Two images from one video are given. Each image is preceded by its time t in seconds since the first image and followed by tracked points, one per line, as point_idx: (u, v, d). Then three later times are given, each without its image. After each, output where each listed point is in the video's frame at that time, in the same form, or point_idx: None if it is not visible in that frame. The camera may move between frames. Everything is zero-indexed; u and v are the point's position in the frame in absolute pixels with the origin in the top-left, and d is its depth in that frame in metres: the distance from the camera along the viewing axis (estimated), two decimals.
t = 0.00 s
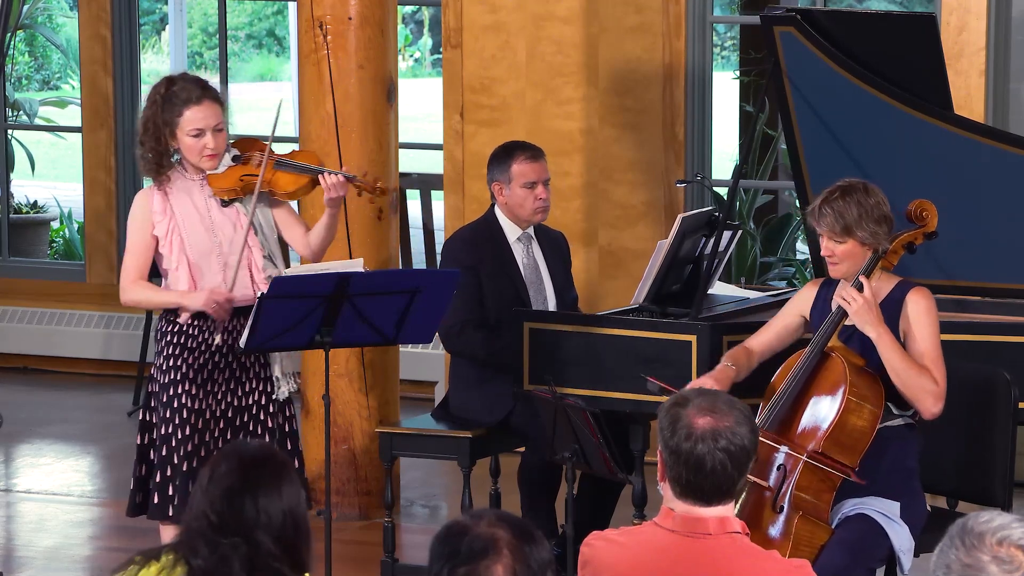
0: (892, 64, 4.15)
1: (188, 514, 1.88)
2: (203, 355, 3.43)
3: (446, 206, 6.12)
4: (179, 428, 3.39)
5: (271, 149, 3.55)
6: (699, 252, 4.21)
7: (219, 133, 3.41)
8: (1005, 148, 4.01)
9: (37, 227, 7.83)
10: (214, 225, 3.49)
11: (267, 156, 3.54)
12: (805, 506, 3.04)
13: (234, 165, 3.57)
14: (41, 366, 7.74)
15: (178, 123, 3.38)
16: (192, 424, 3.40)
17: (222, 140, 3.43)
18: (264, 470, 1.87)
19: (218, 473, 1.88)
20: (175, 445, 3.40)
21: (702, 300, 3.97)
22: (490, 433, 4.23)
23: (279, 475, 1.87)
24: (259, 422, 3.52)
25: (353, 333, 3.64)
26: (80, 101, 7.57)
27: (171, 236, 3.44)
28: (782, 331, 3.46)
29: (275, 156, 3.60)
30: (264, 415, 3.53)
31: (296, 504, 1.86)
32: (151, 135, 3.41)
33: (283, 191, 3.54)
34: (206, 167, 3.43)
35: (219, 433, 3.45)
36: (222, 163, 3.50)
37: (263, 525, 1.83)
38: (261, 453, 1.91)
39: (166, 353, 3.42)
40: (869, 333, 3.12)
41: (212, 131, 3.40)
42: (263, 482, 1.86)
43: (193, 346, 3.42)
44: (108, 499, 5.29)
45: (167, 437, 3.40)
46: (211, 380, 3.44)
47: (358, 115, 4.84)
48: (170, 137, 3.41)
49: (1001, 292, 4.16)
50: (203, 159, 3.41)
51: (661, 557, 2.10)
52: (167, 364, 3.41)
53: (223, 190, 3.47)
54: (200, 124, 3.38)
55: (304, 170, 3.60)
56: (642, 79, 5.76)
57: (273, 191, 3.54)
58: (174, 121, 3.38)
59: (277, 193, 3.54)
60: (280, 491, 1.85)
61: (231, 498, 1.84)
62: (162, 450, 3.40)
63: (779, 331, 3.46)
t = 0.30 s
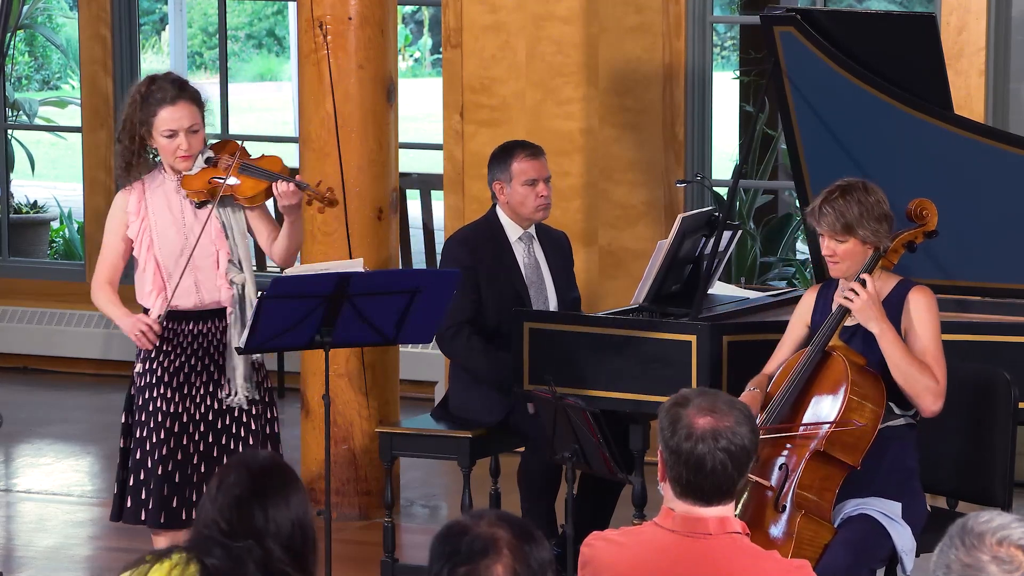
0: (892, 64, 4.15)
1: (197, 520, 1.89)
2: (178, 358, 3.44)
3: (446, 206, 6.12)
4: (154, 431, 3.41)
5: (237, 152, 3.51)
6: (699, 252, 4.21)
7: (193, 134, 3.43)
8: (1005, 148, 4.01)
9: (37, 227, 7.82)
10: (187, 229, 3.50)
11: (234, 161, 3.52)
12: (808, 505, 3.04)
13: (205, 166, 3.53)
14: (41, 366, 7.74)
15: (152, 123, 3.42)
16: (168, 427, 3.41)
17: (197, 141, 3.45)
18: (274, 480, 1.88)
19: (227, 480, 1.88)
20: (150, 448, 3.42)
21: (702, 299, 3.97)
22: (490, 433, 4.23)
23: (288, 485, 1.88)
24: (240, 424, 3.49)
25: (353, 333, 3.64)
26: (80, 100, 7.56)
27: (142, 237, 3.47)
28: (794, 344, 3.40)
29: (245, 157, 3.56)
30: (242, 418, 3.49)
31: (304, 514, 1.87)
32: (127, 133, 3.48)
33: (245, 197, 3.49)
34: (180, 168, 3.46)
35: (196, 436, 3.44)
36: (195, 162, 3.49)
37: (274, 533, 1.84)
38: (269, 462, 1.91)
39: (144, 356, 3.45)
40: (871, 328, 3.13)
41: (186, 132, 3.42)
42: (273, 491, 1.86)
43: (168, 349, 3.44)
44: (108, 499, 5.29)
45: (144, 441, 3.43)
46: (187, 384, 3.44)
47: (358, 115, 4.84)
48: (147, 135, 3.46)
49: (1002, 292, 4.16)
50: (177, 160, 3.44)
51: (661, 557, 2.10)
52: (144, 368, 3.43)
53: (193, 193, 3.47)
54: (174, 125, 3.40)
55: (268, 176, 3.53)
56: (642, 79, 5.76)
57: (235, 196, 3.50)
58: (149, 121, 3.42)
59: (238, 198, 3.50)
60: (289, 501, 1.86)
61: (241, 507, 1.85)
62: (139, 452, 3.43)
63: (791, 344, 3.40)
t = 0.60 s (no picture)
0: (892, 64, 4.15)
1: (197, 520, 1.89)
2: (170, 359, 3.43)
3: (446, 206, 6.12)
4: (145, 433, 3.41)
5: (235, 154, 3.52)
6: (699, 252, 4.22)
7: (192, 130, 3.44)
8: (1005, 148, 4.01)
9: (37, 228, 7.82)
10: (179, 228, 3.50)
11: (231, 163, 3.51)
12: (807, 505, 3.05)
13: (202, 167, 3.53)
14: (41, 366, 7.74)
15: (151, 118, 3.42)
16: (160, 428, 3.41)
17: (195, 138, 3.45)
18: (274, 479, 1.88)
19: (229, 480, 1.88)
20: (141, 450, 3.42)
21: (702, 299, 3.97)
22: (490, 433, 4.23)
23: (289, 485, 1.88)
24: (234, 425, 3.49)
25: (353, 333, 3.64)
26: (80, 100, 7.56)
27: (133, 234, 3.49)
28: (793, 341, 3.41)
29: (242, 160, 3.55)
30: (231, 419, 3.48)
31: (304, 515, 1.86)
32: (125, 130, 3.48)
33: (241, 199, 3.49)
34: (177, 165, 3.46)
35: (190, 437, 3.44)
36: (191, 162, 3.49)
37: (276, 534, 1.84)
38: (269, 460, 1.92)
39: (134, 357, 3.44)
40: (869, 329, 3.13)
41: (185, 128, 3.43)
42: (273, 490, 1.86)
43: (158, 350, 3.43)
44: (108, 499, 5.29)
45: (134, 442, 3.43)
46: (178, 385, 3.43)
47: (358, 115, 4.84)
48: (145, 132, 3.46)
49: (1002, 292, 4.16)
50: (175, 156, 3.44)
51: (661, 557, 2.10)
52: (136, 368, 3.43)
53: (188, 193, 3.47)
54: (173, 120, 3.41)
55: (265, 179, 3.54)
56: (642, 79, 5.76)
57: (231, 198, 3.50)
58: (148, 116, 3.42)
59: (235, 200, 3.50)
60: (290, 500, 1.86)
61: (242, 508, 1.84)
62: (128, 454, 3.43)
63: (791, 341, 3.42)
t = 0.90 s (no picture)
0: (892, 64, 4.15)
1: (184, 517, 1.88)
2: (173, 359, 3.44)
3: (446, 206, 6.12)
4: (149, 432, 3.41)
5: (239, 159, 3.55)
6: (699, 252, 4.21)
7: (193, 135, 3.44)
8: (1005, 148, 4.01)
9: (37, 228, 7.82)
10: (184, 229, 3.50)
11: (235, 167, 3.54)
12: (807, 505, 3.04)
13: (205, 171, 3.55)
14: (41, 366, 7.75)
15: (152, 125, 3.42)
16: (163, 428, 3.41)
17: (196, 142, 3.46)
18: (260, 472, 1.87)
19: (218, 473, 1.88)
20: (145, 450, 3.41)
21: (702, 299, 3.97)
22: (490, 433, 4.23)
23: (274, 477, 1.87)
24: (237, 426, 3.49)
25: (353, 333, 3.64)
26: (80, 100, 7.56)
27: (140, 237, 3.47)
28: (794, 335, 3.45)
29: (245, 167, 3.59)
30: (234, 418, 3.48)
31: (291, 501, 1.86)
32: (125, 136, 3.46)
33: (249, 206, 3.53)
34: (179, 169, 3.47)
35: (192, 437, 3.44)
36: (193, 166, 3.50)
37: (264, 530, 1.83)
38: (257, 453, 1.92)
39: (138, 357, 3.44)
40: (868, 331, 3.13)
41: (186, 133, 3.43)
42: (258, 482, 1.86)
43: (162, 350, 3.43)
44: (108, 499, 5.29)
45: (138, 442, 3.42)
46: (181, 385, 3.43)
47: (358, 115, 4.84)
48: (145, 138, 3.46)
49: (1002, 292, 4.16)
50: (176, 161, 3.45)
51: (661, 557, 2.10)
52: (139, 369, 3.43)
53: (192, 197, 3.47)
54: (173, 126, 3.41)
55: (270, 185, 3.58)
56: (642, 79, 5.76)
57: (237, 204, 3.53)
58: (149, 123, 3.42)
59: (241, 206, 3.53)
60: (276, 489, 1.85)
61: (230, 503, 1.84)
62: (133, 454, 3.42)
63: (790, 333, 3.45)
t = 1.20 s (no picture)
0: (892, 64, 4.15)
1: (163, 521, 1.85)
2: (173, 359, 3.43)
3: (446, 206, 6.12)
4: (149, 432, 3.41)
5: (240, 161, 3.56)
6: (699, 252, 4.22)
7: (193, 138, 3.43)
8: (1005, 148, 4.00)
9: (37, 228, 7.82)
10: (185, 231, 3.51)
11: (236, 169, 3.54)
12: (808, 506, 3.05)
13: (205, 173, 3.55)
14: (41, 366, 7.75)
15: (152, 129, 3.40)
16: (164, 428, 3.41)
17: (197, 145, 3.45)
18: (235, 468, 1.83)
19: (193, 474, 1.84)
20: (144, 449, 3.42)
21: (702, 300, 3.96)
22: (490, 433, 4.23)
23: (250, 471, 1.83)
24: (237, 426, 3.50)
25: (353, 333, 3.64)
26: (80, 100, 7.56)
27: (143, 239, 3.46)
28: (791, 335, 3.45)
29: (246, 169, 3.60)
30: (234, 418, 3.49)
31: (272, 493, 1.83)
32: (128, 139, 3.43)
33: (249, 208, 3.53)
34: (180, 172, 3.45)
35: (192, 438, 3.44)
36: (195, 167, 3.49)
37: (247, 531, 1.81)
38: (229, 443, 1.87)
39: (139, 356, 3.44)
40: (868, 334, 3.13)
41: (186, 137, 3.42)
42: (235, 480, 1.82)
43: (163, 350, 3.43)
44: (108, 499, 5.29)
45: (137, 442, 3.43)
46: (181, 385, 3.43)
47: (358, 115, 4.84)
48: (146, 141, 3.43)
49: (1002, 292, 4.16)
50: (178, 164, 3.43)
51: (661, 557, 2.10)
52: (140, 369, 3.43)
53: (195, 199, 3.48)
54: (174, 129, 3.40)
55: (271, 188, 3.59)
56: (642, 79, 5.76)
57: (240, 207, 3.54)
58: (149, 126, 3.41)
59: (243, 209, 3.53)
60: (256, 484, 1.82)
61: (212, 496, 1.81)
62: (133, 453, 3.43)
63: (786, 336, 3.45)
